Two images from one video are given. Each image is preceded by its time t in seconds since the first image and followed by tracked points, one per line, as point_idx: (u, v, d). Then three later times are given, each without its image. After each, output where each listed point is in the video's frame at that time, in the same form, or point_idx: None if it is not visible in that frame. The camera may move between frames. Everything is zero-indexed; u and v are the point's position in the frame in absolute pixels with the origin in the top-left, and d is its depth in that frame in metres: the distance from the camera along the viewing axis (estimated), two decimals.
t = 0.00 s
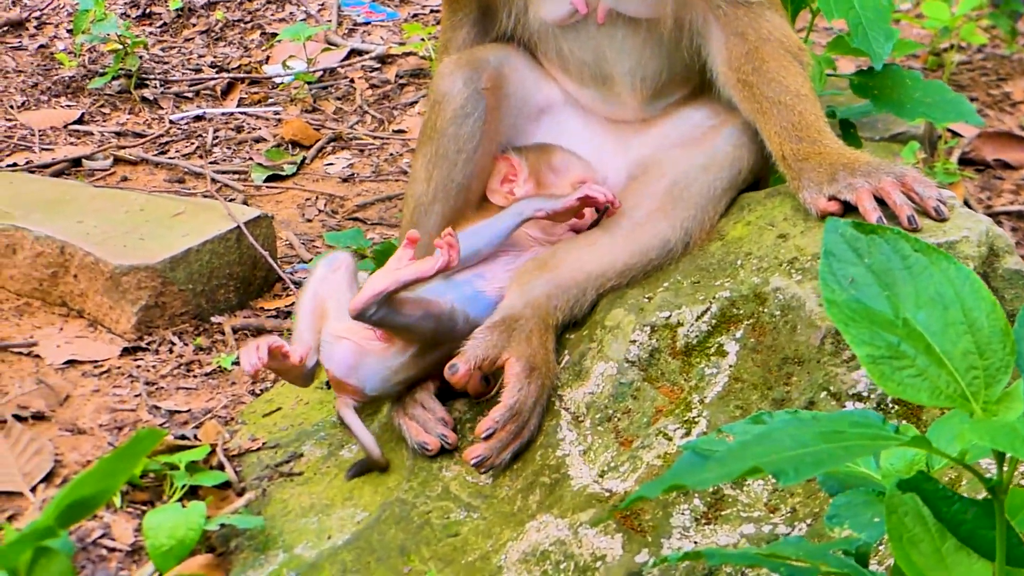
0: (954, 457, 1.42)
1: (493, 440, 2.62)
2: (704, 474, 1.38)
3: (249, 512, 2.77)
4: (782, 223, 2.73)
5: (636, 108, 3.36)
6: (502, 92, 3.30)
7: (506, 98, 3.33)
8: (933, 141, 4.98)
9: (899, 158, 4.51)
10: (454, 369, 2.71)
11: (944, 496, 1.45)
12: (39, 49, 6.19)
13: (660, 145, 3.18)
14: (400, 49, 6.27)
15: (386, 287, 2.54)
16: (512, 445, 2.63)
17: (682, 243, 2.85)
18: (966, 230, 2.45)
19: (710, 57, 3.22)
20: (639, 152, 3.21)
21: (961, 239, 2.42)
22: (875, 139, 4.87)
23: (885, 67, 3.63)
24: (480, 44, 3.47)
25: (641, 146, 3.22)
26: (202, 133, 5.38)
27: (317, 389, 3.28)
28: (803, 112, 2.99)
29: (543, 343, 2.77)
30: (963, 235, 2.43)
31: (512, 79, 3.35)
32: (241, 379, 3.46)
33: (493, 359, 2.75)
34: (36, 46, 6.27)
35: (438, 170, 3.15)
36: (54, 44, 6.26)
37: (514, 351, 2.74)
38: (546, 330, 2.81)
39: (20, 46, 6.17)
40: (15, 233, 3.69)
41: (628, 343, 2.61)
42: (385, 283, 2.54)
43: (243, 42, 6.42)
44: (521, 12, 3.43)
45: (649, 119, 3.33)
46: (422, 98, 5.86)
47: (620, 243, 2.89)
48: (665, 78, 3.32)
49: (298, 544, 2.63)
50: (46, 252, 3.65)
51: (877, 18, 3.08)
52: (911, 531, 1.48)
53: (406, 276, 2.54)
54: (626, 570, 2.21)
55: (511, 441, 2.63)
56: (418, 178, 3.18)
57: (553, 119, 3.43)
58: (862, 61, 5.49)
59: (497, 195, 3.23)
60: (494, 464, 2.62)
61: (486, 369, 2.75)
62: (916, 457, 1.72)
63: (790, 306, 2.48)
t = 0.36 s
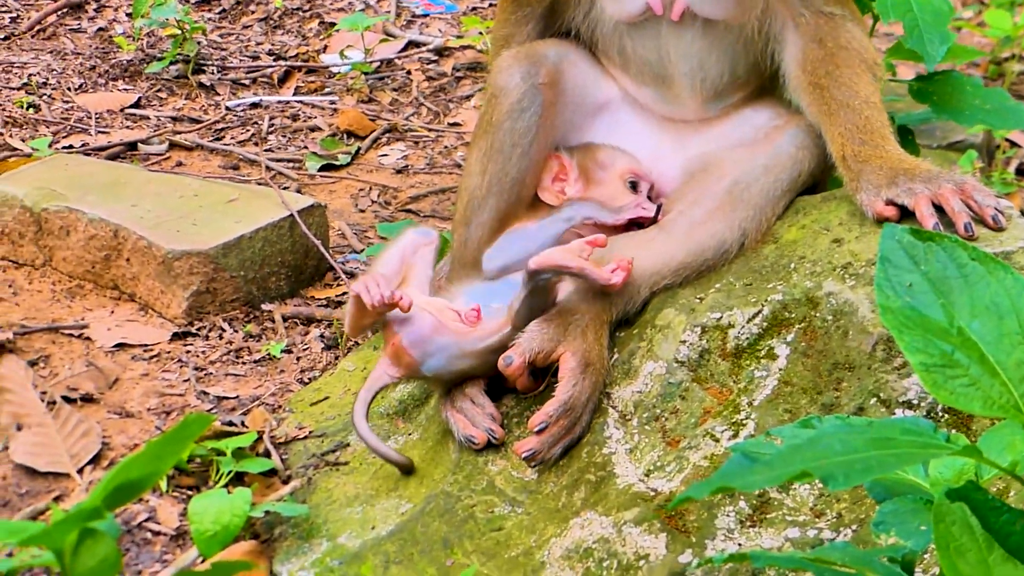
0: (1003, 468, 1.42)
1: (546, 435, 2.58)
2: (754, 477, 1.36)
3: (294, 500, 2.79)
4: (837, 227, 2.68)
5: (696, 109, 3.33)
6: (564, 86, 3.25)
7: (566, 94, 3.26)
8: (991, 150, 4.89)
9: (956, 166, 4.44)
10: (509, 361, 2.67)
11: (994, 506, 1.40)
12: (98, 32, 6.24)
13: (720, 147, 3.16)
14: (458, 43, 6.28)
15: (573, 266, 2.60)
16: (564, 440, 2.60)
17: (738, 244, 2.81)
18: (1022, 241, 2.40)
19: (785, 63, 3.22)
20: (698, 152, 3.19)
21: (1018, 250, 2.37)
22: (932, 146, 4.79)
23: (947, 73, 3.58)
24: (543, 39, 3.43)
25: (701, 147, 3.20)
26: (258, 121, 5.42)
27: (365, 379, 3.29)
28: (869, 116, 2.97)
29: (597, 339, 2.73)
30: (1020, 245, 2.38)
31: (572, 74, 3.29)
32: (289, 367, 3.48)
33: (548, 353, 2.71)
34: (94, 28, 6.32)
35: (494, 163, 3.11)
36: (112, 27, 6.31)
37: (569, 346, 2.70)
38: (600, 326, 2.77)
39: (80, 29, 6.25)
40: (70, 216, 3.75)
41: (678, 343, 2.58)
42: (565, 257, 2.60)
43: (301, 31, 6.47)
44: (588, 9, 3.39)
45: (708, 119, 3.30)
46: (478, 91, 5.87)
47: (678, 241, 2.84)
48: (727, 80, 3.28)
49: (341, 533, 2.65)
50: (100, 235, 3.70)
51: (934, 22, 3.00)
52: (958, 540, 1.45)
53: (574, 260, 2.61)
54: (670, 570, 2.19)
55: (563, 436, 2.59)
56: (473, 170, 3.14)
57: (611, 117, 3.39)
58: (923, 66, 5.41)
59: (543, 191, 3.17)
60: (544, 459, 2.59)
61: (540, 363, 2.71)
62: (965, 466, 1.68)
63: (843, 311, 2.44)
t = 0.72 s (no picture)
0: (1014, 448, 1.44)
1: (561, 419, 2.58)
2: (765, 458, 1.36)
3: (310, 485, 2.81)
4: (851, 209, 2.66)
5: (708, 91, 3.31)
6: (577, 70, 3.24)
7: (579, 77, 3.25)
8: (1007, 131, 4.83)
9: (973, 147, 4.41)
10: (524, 349, 2.67)
11: (1005, 485, 1.46)
12: (115, 18, 6.26)
13: (732, 130, 3.14)
14: (474, 27, 6.27)
15: (579, 256, 2.69)
16: (579, 424, 2.59)
17: (750, 227, 2.80)
18: None
19: (794, 48, 3.17)
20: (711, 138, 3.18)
21: None
22: (948, 127, 4.75)
23: (959, 54, 3.53)
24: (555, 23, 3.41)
25: (713, 132, 3.20)
26: (275, 106, 5.43)
27: (381, 363, 3.30)
28: (881, 98, 2.93)
29: (611, 323, 2.72)
30: None
31: (585, 57, 3.28)
32: (306, 352, 3.50)
33: (563, 339, 2.71)
34: (112, 15, 6.35)
35: (507, 148, 3.12)
36: (130, 13, 6.34)
37: (583, 330, 2.69)
38: (615, 310, 2.76)
39: (98, 15, 6.26)
40: (87, 202, 3.77)
41: (692, 326, 2.57)
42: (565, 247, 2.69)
43: (318, 16, 6.46)
44: None
45: (720, 102, 3.29)
46: (494, 76, 5.86)
47: (691, 224, 2.83)
48: (740, 62, 3.26)
49: (357, 518, 2.66)
50: (117, 221, 3.72)
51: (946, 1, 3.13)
52: (969, 520, 1.45)
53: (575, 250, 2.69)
54: (684, 552, 2.18)
55: (579, 420, 2.59)
56: (487, 155, 3.15)
57: (623, 100, 3.37)
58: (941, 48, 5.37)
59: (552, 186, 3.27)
60: (560, 443, 2.58)
61: (554, 348, 2.71)
62: (977, 447, 1.68)
63: (857, 292, 2.43)
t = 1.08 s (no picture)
0: (1010, 435, 1.42)
1: (559, 411, 2.59)
2: (761, 447, 1.35)
3: (308, 477, 2.81)
4: (849, 200, 2.66)
5: (705, 84, 3.31)
6: (575, 63, 3.24)
7: (577, 69, 3.25)
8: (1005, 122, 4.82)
9: (970, 138, 4.41)
10: (522, 340, 2.67)
11: (1000, 474, 1.49)
12: (113, 12, 6.26)
13: (729, 123, 3.14)
14: (472, 19, 6.26)
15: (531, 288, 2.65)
16: (577, 415, 2.60)
17: (748, 219, 2.81)
18: None
19: (789, 42, 3.17)
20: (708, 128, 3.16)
21: None
22: (946, 118, 4.75)
23: (957, 44, 3.54)
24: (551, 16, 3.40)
25: (710, 124, 3.19)
26: (273, 99, 5.42)
27: (379, 355, 3.30)
28: (877, 89, 2.94)
29: (609, 315, 2.73)
30: None
31: (582, 49, 3.28)
32: (304, 344, 3.50)
33: (560, 330, 2.71)
34: (110, 8, 6.35)
35: (504, 139, 3.11)
36: (128, 7, 6.34)
37: (580, 322, 2.70)
38: (612, 300, 2.76)
39: (95, 9, 6.25)
40: (85, 195, 3.77)
41: (690, 317, 2.58)
42: (540, 276, 2.65)
43: (316, 9, 6.46)
44: None
45: (717, 95, 3.28)
46: (492, 68, 5.85)
47: (689, 216, 2.83)
48: (737, 56, 3.26)
49: (355, 509, 2.66)
50: (114, 215, 3.72)
51: None
52: (966, 509, 1.45)
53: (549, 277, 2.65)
54: (682, 542, 2.18)
55: (576, 411, 2.60)
56: (484, 147, 3.13)
57: (621, 92, 3.35)
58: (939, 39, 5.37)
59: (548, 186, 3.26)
60: (558, 435, 2.60)
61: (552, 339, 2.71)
62: (974, 436, 1.69)
63: (854, 283, 2.43)
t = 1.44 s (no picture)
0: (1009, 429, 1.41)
1: (560, 404, 2.59)
2: (761, 440, 1.34)
3: (308, 471, 2.80)
4: (848, 193, 2.65)
5: (704, 77, 3.31)
6: (575, 55, 3.23)
7: (576, 62, 3.24)
8: (1004, 114, 4.82)
9: (969, 130, 4.41)
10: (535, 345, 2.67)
11: (1001, 468, 1.43)
12: (111, 5, 6.25)
13: (728, 115, 3.13)
14: (471, 12, 6.25)
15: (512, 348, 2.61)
16: (577, 409, 2.60)
17: (747, 212, 2.79)
18: None
19: (786, 36, 3.17)
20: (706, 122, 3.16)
21: None
22: (945, 110, 4.74)
23: (955, 37, 3.53)
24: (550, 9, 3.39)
25: (709, 117, 3.18)
26: (272, 93, 5.41)
27: (379, 349, 3.30)
28: (875, 82, 2.93)
29: (608, 309, 2.73)
30: None
31: (581, 42, 3.27)
32: (303, 338, 3.49)
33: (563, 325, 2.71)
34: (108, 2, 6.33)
35: (504, 132, 3.10)
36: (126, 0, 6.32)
37: (578, 316, 2.70)
38: (611, 294, 2.76)
39: (94, 2, 6.24)
40: (84, 189, 3.76)
41: (690, 310, 2.58)
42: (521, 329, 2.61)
43: (314, 2, 6.44)
44: None
45: (716, 88, 3.28)
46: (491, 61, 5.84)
47: (686, 210, 2.83)
48: (735, 50, 3.26)
49: (355, 503, 2.66)
50: (114, 208, 3.71)
51: None
52: (967, 503, 1.45)
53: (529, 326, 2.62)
54: (683, 537, 2.19)
55: (577, 405, 2.60)
56: (483, 140, 3.13)
57: (620, 86, 3.35)
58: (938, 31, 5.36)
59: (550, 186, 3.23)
60: (558, 429, 2.60)
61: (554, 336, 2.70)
62: (974, 429, 1.67)
63: (854, 276, 2.43)
